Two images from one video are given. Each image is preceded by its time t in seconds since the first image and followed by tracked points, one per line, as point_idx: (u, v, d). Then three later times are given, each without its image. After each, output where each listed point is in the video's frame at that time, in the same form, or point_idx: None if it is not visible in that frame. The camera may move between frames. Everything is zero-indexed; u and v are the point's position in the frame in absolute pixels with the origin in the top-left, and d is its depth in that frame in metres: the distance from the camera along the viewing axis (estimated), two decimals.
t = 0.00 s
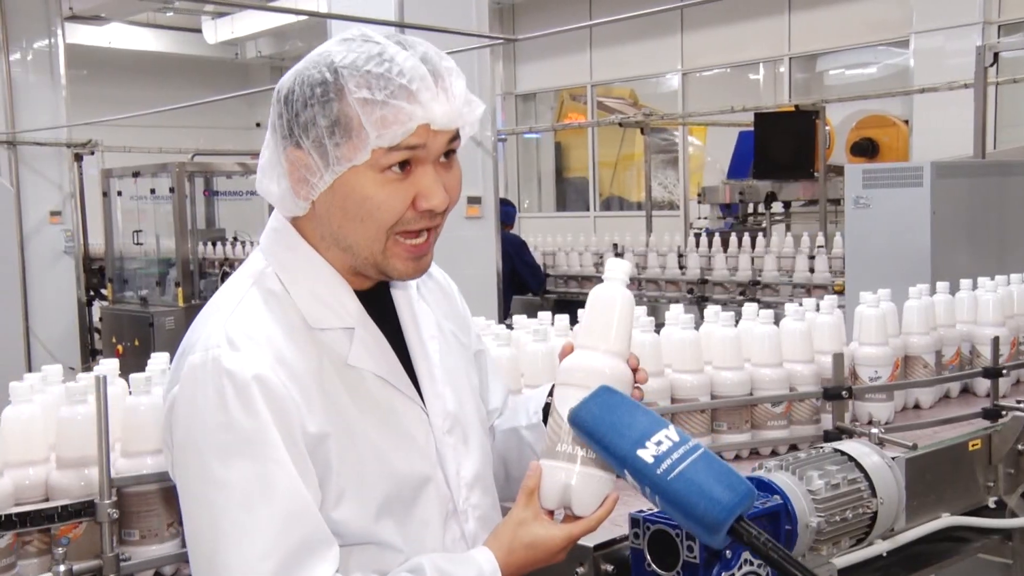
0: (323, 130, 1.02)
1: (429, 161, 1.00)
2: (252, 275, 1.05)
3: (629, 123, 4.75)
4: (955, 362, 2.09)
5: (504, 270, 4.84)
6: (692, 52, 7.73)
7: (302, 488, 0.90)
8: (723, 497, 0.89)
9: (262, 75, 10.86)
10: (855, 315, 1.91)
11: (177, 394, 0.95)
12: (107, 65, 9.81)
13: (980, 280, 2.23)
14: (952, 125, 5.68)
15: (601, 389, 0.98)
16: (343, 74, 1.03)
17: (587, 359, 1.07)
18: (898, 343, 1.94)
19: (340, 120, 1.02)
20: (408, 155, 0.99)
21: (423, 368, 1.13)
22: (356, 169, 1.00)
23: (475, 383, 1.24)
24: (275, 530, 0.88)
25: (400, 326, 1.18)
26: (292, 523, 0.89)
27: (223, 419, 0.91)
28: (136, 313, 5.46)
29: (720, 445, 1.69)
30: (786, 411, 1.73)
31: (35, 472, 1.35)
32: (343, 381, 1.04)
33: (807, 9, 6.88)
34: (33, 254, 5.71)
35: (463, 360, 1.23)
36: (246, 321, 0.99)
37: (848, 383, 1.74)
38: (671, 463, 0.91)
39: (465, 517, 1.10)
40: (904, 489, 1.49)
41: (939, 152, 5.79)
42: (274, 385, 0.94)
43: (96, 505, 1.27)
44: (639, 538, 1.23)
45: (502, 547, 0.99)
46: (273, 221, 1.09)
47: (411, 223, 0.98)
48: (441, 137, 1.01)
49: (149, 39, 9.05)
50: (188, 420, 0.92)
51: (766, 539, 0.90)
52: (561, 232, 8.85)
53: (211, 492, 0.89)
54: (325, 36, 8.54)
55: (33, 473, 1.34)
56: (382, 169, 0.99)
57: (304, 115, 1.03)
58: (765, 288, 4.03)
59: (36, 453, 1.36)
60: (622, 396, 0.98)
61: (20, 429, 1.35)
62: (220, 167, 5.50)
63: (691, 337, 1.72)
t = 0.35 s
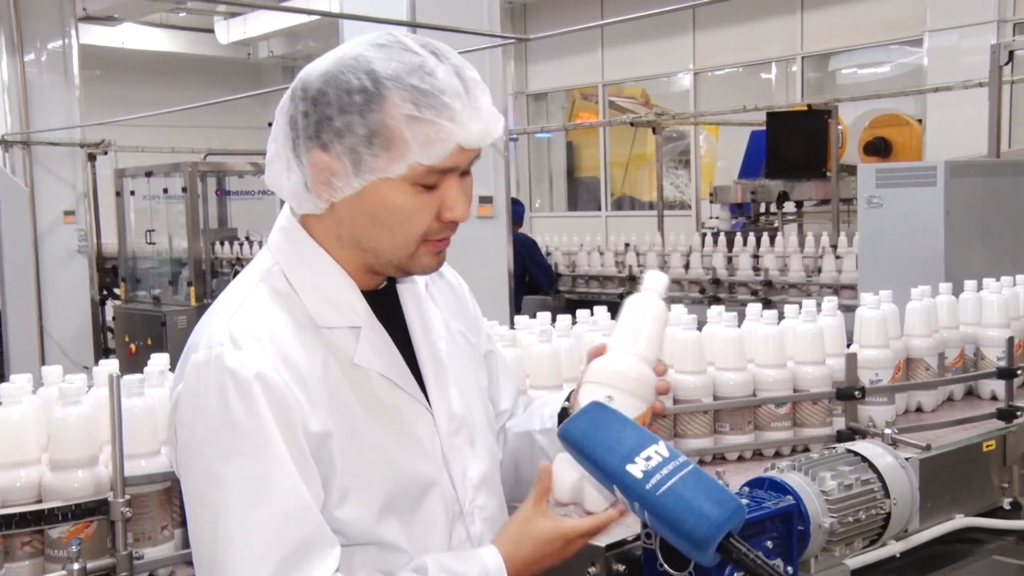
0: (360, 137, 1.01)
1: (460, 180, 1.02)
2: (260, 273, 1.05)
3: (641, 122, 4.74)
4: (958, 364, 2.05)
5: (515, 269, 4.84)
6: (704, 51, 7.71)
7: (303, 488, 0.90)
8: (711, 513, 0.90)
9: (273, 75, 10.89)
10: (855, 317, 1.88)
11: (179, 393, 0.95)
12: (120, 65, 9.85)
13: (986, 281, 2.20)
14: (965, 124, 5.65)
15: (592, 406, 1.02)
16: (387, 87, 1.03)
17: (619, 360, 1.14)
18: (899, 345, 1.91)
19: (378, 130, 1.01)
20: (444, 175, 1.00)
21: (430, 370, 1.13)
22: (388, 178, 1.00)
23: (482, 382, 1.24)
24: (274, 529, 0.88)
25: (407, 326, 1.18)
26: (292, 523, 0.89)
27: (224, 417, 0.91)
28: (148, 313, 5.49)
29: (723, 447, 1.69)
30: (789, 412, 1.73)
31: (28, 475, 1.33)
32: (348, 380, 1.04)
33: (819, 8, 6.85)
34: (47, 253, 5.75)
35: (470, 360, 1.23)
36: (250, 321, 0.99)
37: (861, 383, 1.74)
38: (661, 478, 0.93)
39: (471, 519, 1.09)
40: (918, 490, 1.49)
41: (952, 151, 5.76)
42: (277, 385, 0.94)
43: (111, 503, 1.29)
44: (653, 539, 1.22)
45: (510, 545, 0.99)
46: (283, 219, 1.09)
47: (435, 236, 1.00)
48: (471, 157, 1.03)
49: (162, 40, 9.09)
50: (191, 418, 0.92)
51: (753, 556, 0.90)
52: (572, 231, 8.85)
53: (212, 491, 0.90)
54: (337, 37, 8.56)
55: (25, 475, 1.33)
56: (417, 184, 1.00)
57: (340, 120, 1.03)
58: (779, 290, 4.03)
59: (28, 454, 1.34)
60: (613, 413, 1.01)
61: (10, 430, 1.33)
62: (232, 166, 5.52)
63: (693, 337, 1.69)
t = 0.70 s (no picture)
0: (374, 141, 1.02)
1: (472, 181, 1.03)
2: (272, 271, 1.06)
3: (653, 121, 4.73)
4: (961, 365, 2.02)
5: (526, 268, 4.85)
6: (715, 50, 7.70)
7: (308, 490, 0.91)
8: (700, 521, 0.90)
9: (286, 74, 10.92)
10: (855, 317, 1.88)
11: (189, 391, 0.96)
12: (133, 65, 9.91)
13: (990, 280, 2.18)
14: (979, 122, 5.62)
15: (582, 412, 1.03)
16: (399, 89, 1.03)
17: (636, 360, 1.16)
18: (900, 346, 1.90)
19: (393, 133, 1.02)
20: (457, 177, 1.01)
21: (443, 368, 1.13)
22: (401, 181, 1.01)
23: (497, 379, 1.24)
24: (274, 530, 0.89)
25: (420, 324, 1.18)
26: (295, 524, 0.89)
27: (230, 417, 0.91)
28: (161, 311, 5.52)
29: (728, 447, 1.68)
30: (793, 411, 1.72)
31: (12, 474, 1.34)
32: (359, 377, 1.04)
33: (832, 6, 6.82)
34: (60, 251, 5.79)
35: (485, 358, 1.23)
36: (260, 319, 0.99)
37: (874, 382, 1.74)
38: (649, 485, 0.93)
39: (485, 516, 1.10)
40: (931, 489, 1.48)
41: (966, 149, 5.72)
42: (286, 384, 0.95)
43: (123, 500, 1.31)
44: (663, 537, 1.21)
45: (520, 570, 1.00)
46: (295, 218, 1.09)
47: (449, 236, 1.01)
48: (482, 157, 1.04)
49: (174, 39, 9.14)
50: (199, 416, 0.93)
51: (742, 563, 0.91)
52: (584, 230, 8.84)
53: (218, 491, 0.91)
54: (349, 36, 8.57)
55: (10, 475, 1.34)
56: (430, 186, 1.01)
57: (354, 123, 1.03)
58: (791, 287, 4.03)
59: (13, 455, 1.35)
60: (605, 419, 1.02)
61: None
62: (243, 165, 5.54)
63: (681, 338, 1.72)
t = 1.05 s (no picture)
0: (378, 141, 1.03)
1: (478, 180, 1.03)
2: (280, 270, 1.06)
3: (661, 117, 4.72)
4: (959, 365, 2.02)
5: (535, 265, 4.85)
6: (724, 46, 7.68)
7: (322, 489, 0.92)
8: (690, 519, 0.90)
9: (295, 70, 10.94)
10: (853, 317, 1.88)
11: (200, 390, 0.96)
12: (142, 61, 9.94)
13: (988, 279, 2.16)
14: (990, 119, 5.59)
15: (576, 409, 1.03)
16: (404, 89, 1.04)
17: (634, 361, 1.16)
18: (896, 345, 1.90)
19: (397, 132, 1.03)
20: (462, 177, 1.01)
21: (453, 366, 1.14)
22: (406, 181, 1.02)
23: (510, 377, 1.25)
24: (292, 530, 0.89)
25: (431, 322, 1.18)
26: (310, 522, 0.90)
27: (242, 417, 0.92)
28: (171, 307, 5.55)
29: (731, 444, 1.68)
30: (795, 408, 1.72)
31: None
32: (369, 376, 1.05)
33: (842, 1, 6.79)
34: (70, 248, 5.82)
35: (496, 357, 1.24)
36: (269, 318, 1.00)
37: (883, 378, 1.74)
38: (640, 482, 0.93)
39: (497, 515, 1.10)
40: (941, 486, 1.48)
41: (977, 145, 5.70)
42: (295, 383, 0.95)
43: (133, 496, 1.31)
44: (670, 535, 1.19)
45: (527, 545, 1.01)
46: (305, 215, 1.10)
47: (456, 235, 1.01)
48: (489, 157, 1.05)
49: (183, 35, 9.17)
50: (210, 416, 0.94)
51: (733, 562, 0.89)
52: (593, 226, 8.84)
53: (232, 489, 0.91)
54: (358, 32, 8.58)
55: None
56: (436, 186, 1.01)
57: (358, 122, 1.04)
58: (799, 283, 4.02)
59: None
60: (597, 415, 1.03)
61: None
62: (253, 161, 5.56)
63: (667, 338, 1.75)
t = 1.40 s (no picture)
0: (375, 140, 1.03)
1: (480, 174, 1.03)
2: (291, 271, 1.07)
3: (667, 117, 4.71)
4: (955, 366, 2.01)
5: (542, 264, 4.86)
6: (730, 44, 7.67)
7: (340, 487, 0.92)
8: (679, 525, 0.90)
9: (301, 69, 10.96)
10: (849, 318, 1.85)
11: (217, 390, 0.97)
12: (149, 61, 9.97)
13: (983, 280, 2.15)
14: (999, 117, 5.57)
15: (565, 413, 1.04)
16: (396, 86, 1.04)
17: (639, 351, 1.19)
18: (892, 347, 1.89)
19: (393, 130, 1.03)
20: (462, 173, 1.01)
21: (464, 365, 1.14)
22: (407, 179, 1.02)
23: (521, 376, 1.25)
24: (312, 527, 0.90)
25: (442, 320, 1.19)
26: (330, 520, 0.91)
27: (261, 415, 0.92)
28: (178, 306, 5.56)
29: (728, 444, 1.68)
30: (794, 408, 1.72)
31: None
32: (383, 375, 1.06)
33: None
34: (78, 247, 5.84)
35: (507, 355, 1.24)
36: (284, 318, 1.01)
37: (890, 378, 1.74)
38: (629, 487, 0.93)
39: (509, 514, 1.11)
40: (948, 486, 1.47)
41: (985, 144, 5.67)
42: (313, 382, 0.96)
43: (140, 495, 1.31)
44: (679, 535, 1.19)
45: (542, 543, 1.01)
46: (315, 215, 1.11)
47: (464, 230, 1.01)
48: (492, 150, 1.04)
49: (190, 35, 9.20)
50: (227, 416, 0.94)
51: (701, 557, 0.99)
52: (599, 225, 8.83)
53: (251, 487, 0.91)
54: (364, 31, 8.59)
55: None
56: (437, 183, 1.01)
57: (355, 123, 1.04)
58: (806, 281, 4.01)
59: None
60: (588, 419, 1.03)
61: None
62: (259, 161, 5.56)
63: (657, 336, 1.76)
